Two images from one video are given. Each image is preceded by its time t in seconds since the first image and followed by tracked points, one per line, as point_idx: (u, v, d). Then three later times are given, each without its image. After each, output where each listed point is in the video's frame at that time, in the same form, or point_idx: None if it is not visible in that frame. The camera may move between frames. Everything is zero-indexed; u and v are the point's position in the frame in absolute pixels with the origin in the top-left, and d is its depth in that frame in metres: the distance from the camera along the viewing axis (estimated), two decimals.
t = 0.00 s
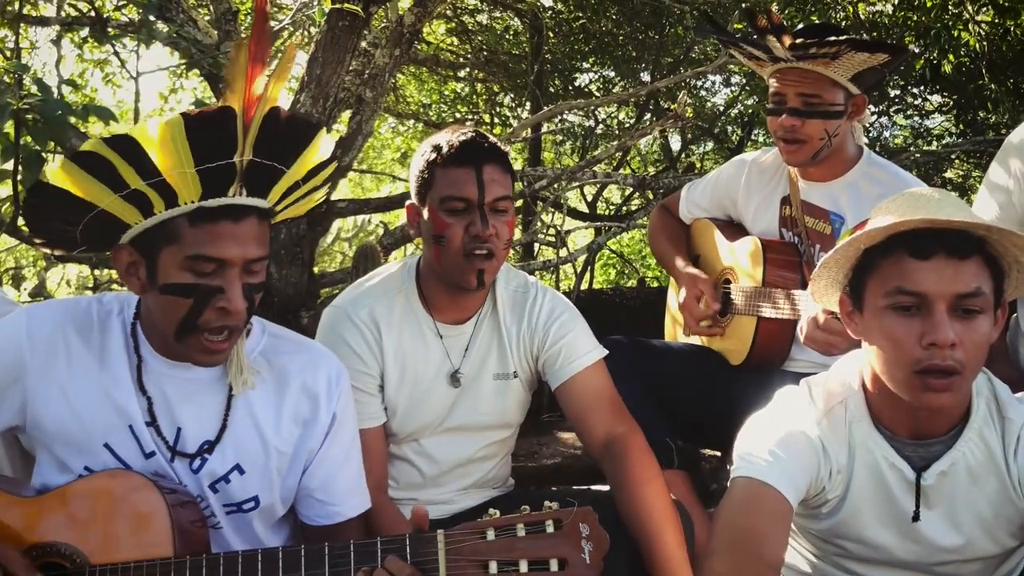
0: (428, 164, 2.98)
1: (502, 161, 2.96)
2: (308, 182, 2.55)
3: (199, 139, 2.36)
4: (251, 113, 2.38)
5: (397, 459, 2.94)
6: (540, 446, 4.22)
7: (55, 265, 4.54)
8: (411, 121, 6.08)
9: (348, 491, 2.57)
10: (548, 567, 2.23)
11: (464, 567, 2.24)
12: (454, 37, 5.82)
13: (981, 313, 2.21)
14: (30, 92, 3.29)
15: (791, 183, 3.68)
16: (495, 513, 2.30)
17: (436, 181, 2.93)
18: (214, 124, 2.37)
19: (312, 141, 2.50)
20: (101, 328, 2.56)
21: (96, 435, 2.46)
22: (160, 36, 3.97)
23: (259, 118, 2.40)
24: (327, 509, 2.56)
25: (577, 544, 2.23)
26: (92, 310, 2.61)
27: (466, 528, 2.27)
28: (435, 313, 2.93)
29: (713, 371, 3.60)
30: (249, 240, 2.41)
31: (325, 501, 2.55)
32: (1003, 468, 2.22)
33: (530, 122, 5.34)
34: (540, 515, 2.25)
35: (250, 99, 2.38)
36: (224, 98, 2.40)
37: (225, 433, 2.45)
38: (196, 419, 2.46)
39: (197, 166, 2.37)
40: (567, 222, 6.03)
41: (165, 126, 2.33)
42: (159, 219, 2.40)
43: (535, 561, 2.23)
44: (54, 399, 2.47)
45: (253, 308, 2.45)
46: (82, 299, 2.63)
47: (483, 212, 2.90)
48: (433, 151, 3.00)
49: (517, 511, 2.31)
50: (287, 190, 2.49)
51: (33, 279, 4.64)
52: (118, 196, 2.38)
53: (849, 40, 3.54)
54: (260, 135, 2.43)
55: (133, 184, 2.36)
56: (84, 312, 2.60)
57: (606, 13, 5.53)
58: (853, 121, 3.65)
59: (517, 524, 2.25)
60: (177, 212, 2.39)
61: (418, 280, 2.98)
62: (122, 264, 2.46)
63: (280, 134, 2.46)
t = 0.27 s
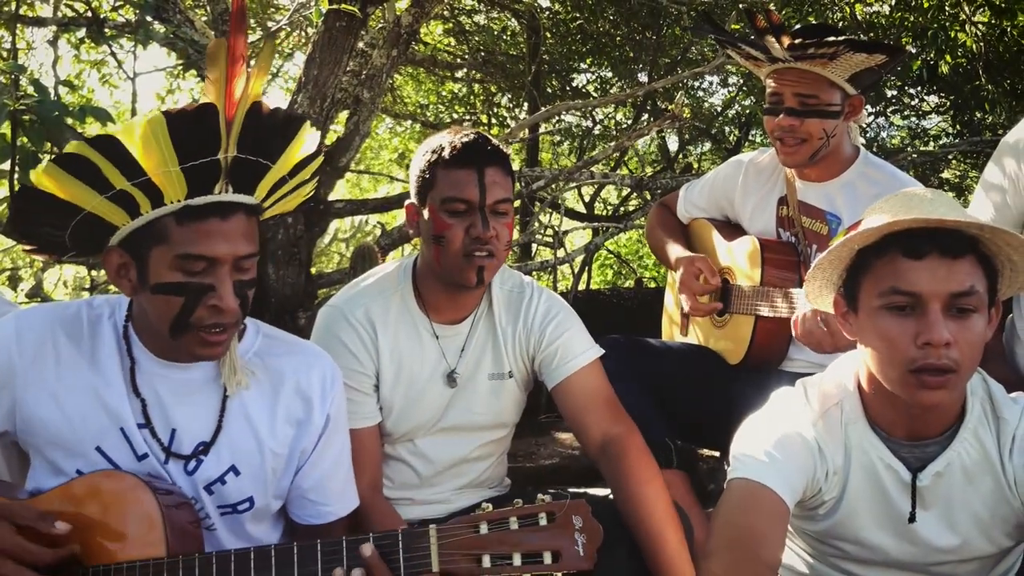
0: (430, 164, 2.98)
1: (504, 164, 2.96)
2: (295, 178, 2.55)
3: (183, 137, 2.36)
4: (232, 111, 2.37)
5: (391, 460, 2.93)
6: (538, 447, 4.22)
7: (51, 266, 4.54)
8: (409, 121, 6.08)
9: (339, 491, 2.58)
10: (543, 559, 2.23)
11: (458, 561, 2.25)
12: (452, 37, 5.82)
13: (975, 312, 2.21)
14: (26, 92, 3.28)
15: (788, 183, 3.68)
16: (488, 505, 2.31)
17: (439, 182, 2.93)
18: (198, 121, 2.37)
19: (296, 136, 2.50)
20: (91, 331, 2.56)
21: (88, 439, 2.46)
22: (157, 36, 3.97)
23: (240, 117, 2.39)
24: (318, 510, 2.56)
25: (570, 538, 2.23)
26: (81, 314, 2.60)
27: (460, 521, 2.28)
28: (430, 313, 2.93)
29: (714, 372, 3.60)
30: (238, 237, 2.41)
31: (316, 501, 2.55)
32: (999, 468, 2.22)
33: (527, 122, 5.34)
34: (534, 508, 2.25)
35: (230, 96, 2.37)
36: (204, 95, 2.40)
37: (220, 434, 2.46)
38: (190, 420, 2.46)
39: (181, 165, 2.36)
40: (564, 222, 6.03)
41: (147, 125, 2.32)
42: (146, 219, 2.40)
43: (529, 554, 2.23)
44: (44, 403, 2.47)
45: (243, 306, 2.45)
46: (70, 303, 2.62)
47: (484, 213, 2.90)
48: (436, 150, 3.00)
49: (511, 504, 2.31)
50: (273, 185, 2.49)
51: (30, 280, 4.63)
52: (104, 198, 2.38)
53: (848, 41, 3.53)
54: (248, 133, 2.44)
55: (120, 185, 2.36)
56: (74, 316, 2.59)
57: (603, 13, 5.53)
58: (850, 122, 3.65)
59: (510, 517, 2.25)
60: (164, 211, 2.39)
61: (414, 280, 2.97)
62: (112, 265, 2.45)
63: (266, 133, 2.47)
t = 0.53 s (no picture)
0: (426, 164, 2.97)
1: (501, 163, 2.96)
2: (299, 181, 2.55)
3: (186, 139, 2.36)
4: (236, 111, 2.38)
5: (391, 459, 2.93)
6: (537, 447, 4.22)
7: (49, 266, 4.54)
8: (407, 121, 6.07)
9: (329, 505, 2.55)
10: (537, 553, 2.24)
11: (452, 555, 2.25)
12: (450, 37, 5.81)
13: (974, 311, 2.22)
14: (24, 92, 3.28)
15: (786, 182, 3.68)
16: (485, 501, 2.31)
17: (433, 181, 2.93)
18: (201, 123, 2.37)
19: (300, 135, 2.51)
20: (91, 332, 2.56)
21: (87, 439, 2.45)
22: (155, 36, 3.96)
23: (244, 116, 2.40)
24: (308, 522, 2.53)
25: (565, 532, 2.24)
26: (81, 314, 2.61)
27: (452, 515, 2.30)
28: (429, 313, 2.93)
29: (716, 369, 3.59)
30: (242, 238, 2.41)
31: (306, 513, 2.53)
32: (997, 468, 2.23)
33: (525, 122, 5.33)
34: (528, 502, 2.26)
35: (233, 98, 2.37)
36: (206, 96, 2.39)
37: (217, 438, 2.45)
38: (189, 423, 2.46)
39: (185, 167, 2.36)
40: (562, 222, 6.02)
41: (150, 127, 2.33)
42: (149, 221, 2.40)
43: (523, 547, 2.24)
44: (44, 403, 2.47)
45: (250, 306, 2.44)
46: (69, 303, 2.63)
47: (482, 212, 2.90)
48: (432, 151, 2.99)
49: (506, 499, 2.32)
50: (278, 186, 2.49)
51: (27, 280, 4.63)
52: (107, 200, 2.39)
53: (848, 35, 3.54)
54: (252, 133, 2.44)
55: (123, 188, 2.36)
56: (74, 317, 2.59)
57: (601, 13, 5.56)
58: (847, 118, 3.67)
59: (505, 513, 2.26)
60: (166, 213, 2.39)
61: (412, 279, 2.97)
62: (118, 269, 2.46)
63: (269, 134, 2.46)
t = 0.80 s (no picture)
0: (421, 164, 2.97)
1: (497, 162, 2.96)
2: (302, 182, 2.54)
3: (163, 147, 2.33)
4: (217, 121, 2.36)
5: (390, 457, 2.93)
6: (536, 446, 4.22)
7: (48, 266, 4.54)
8: (405, 121, 6.07)
9: (332, 511, 2.54)
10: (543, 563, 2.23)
11: (458, 565, 2.24)
12: (448, 37, 5.80)
13: (975, 310, 2.22)
14: (22, 92, 3.28)
15: (783, 181, 3.68)
16: (491, 509, 2.30)
17: (429, 180, 2.93)
18: (179, 132, 2.34)
19: (299, 137, 2.49)
20: (102, 332, 2.56)
21: (94, 438, 2.46)
22: (153, 36, 3.96)
23: (225, 127, 2.36)
24: (310, 527, 2.52)
25: (571, 542, 2.23)
26: (93, 312, 2.61)
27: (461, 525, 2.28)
28: (427, 312, 2.93)
29: (716, 369, 3.58)
30: (232, 241, 2.40)
31: (308, 518, 2.52)
32: (997, 467, 2.23)
33: (524, 121, 5.33)
34: (534, 513, 2.25)
35: (212, 106, 2.35)
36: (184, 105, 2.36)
37: (223, 441, 2.46)
38: (195, 425, 2.46)
39: (165, 174, 2.34)
40: (561, 221, 6.02)
41: (124, 136, 2.32)
42: (140, 226, 2.39)
43: (529, 558, 2.23)
44: (51, 402, 2.47)
45: (243, 314, 2.44)
46: (83, 300, 2.63)
47: (476, 211, 2.90)
48: (426, 150, 3.00)
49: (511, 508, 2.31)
50: (273, 190, 2.46)
51: (26, 280, 4.63)
52: (94, 205, 2.39)
53: (837, 26, 3.55)
54: (240, 140, 2.40)
55: (109, 194, 2.37)
56: (87, 315, 2.59)
57: (599, 12, 5.56)
58: (841, 113, 3.69)
59: (510, 522, 2.25)
60: (155, 219, 2.38)
61: (409, 278, 2.97)
62: (116, 272, 2.46)
63: (261, 142, 2.43)
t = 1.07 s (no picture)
0: (415, 164, 2.99)
1: (491, 162, 2.96)
2: (312, 187, 2.53)
3: (162, 150, 2.35)
4: (217, 127, 2.37)
5: (388, 457, 2.94)
6: (535, 446, 4.23)
7: (47, 267, 4.55)
8: (403, 121, 6.07)
9: (337, 514, 2.56)
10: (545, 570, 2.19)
11: (460, 571, 2.22)
12: (447, 37, 5.81)
13: (971, 310, 2.23)
14: (21, 93, 3.29)
15: (780, 181, 3.69)
16: (494, 516, 2.26)
17: (424, 180, 2.94)
18: (178, 136, 2.36)
19: (304, 144, 2.49)
20: (111, 331, 2.57)
21: (100, 437, 2.46)
22: (152, 37, 3.97)
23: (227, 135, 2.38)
24: (315, 529, 2.54)
25: (573, 549, 2.19)
26: (102, 311, 2.62)
27: (463, 531, 2.25)
28: (423, 312, 2.94)
29: (709, 369, 3.61)
30: (232, 245, 2.40)
31: (313, 520, 2.53)
32: (993, 466, 2.23)
33: (522, 121, 5.33)
34: (536, 519, 2.21)
35: (212, 112, 2.37)
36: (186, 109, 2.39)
37: (230, 444, 2.46)
38: (202, 427, 2.46)
39: (165, 177, 2.36)
40: (559, 222, 6.02)
41: (124, 139, 2.34)
42: (143, 228, 2.40)
43: (530, 564, 2.20)
44: (59, 400, 2.48)
45: (245, 320, 2.44)
46: (92, 299, 2.64)
47: (471, 211, 2.90)
48: (421, 150, 3.01)
49: (515, 514, 2.27)
50: (278, 195, 2.47)
51: (26, 281, 4.64)
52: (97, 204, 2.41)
53: (829, 27, 3.55)
54: (240, 146, 2.41)
55: (110, 195, 2.38)
56: (96, 314, 2.61)
57: (597, 12, 5.56)
58: (837, 114, 3.69)
59: (514, 528, 2.21)
60: (157, 221, 2.39)
61: (405, 279, 2.98)
62: (122, 271, 2.47)
63: (264, 144, 2.44)
